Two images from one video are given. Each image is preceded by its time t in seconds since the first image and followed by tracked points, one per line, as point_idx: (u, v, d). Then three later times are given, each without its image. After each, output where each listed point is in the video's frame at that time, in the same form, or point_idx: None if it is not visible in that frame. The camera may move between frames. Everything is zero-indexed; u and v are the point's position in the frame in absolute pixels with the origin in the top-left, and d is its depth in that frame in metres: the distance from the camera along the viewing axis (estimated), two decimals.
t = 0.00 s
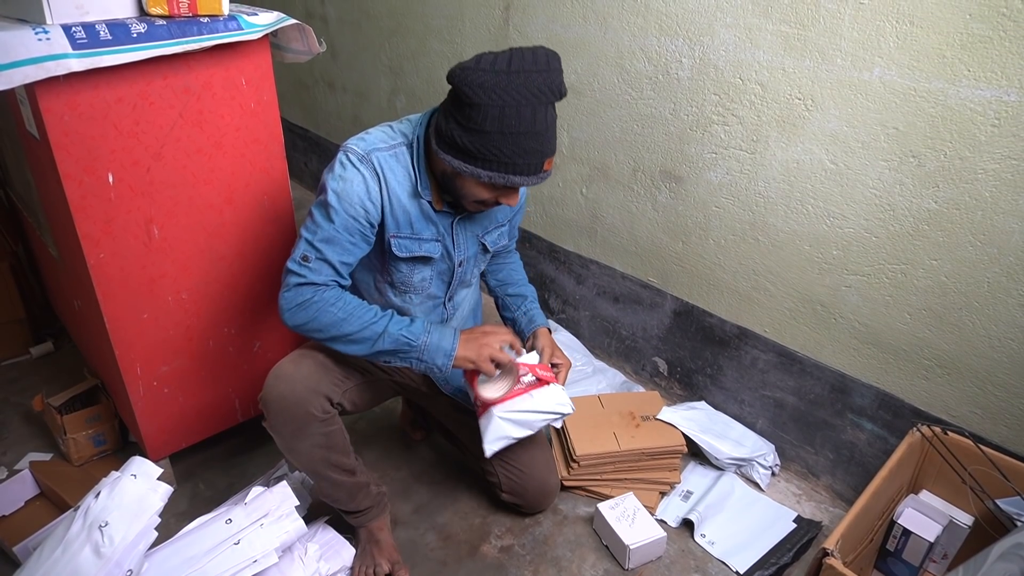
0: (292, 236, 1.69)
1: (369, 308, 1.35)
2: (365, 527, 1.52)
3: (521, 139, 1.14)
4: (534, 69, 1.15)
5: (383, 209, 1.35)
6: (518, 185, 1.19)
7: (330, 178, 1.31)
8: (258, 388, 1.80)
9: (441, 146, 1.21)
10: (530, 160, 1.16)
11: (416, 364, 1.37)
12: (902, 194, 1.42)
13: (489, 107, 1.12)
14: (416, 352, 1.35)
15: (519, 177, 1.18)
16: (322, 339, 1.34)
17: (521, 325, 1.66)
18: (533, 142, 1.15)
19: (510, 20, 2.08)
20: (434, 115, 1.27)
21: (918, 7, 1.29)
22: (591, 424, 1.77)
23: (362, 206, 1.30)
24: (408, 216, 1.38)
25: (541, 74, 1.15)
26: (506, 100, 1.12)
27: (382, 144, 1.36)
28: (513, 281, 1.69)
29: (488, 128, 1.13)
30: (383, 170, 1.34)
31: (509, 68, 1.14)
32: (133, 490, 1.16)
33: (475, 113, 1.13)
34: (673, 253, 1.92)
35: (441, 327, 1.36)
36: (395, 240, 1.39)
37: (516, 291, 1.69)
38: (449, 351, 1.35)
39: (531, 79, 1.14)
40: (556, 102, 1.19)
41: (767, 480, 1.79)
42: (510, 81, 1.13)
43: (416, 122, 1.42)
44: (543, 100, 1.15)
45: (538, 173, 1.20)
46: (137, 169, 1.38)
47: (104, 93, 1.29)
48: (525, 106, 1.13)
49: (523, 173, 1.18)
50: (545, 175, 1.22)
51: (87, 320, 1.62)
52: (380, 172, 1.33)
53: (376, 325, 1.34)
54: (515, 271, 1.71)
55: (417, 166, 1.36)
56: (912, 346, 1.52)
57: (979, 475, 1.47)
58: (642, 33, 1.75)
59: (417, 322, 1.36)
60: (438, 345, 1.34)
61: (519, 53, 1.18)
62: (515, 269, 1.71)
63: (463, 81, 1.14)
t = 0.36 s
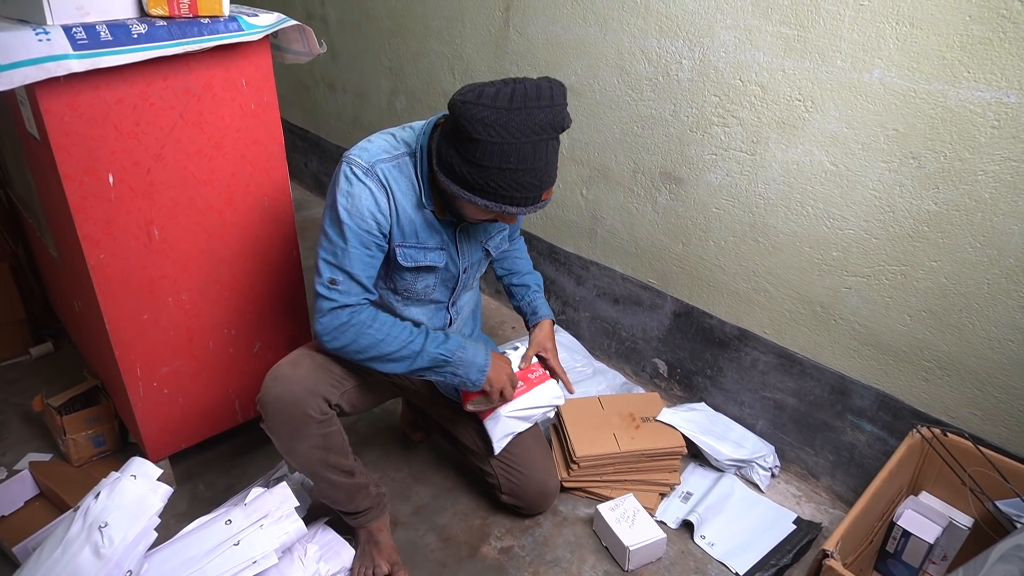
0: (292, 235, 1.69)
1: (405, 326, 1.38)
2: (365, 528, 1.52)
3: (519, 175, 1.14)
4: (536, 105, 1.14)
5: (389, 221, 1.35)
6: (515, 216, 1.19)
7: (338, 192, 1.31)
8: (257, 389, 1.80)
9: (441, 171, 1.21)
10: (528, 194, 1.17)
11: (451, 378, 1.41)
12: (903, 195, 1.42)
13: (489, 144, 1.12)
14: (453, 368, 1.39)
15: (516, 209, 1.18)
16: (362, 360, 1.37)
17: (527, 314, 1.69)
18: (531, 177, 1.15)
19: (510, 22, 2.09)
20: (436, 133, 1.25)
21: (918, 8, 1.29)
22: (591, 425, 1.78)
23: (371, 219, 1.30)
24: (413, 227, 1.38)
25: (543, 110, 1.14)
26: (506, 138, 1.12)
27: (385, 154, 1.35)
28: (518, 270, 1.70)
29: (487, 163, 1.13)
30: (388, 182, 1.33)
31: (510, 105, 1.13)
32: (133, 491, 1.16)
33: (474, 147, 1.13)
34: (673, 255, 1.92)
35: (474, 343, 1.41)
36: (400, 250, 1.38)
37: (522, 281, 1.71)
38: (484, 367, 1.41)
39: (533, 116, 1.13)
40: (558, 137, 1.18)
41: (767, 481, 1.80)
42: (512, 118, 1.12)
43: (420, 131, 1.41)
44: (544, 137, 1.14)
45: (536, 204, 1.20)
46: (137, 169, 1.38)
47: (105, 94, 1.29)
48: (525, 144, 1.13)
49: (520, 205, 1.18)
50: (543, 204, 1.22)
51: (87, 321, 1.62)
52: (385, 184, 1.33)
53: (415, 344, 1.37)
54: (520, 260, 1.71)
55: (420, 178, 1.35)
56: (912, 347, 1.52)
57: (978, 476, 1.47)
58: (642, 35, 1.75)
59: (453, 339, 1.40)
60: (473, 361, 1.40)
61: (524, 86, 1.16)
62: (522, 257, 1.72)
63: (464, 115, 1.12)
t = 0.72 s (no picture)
0: (293, 234, 1.69)
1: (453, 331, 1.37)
2: (365, 528, 1.52)
3: (521, 180, 1.14)
4: (539, 112, 1.14)
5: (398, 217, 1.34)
6: (515, 220, 1.19)
7: (352, 190, 1.30)
8: (257, 388, 1.80)
9: (443, 175, 1.21)
10: (529, 199, 1.17)
11: (495, 387, 1.43)
12: (903, 195, 1.42)
13: (491, 149, 1.12)
14: (502, 376, 1.41)
15: (517, 214, 1.19)
16: (411, 365, 1.35)
17: (558, 326, 1.62)
18: (533, 183, 1.15)
19: (511, 21, 2.09)
20: (438, 136, 1.26)
21: (919, 7, 1.29)
22: (591, 425, 1.77)
23: (388, 214, 1.30)
24: (420, 224, 1.38)
25: (547, 117, 1.14)
26: (509, 144, 1.12)
27: (389, 152, 1.35)
28: (552, 285, 1.66)
29: (489, 169, 1.13)
30: (396, 179, 1.33)
31: (514, 111, 1.13)
32: (133, 490, 1.16)
33: (476, 152, 1.13)
34: (674, 254, 1.92)
35: (519, 352, 1.44)
36: (411, 246, 1.38)
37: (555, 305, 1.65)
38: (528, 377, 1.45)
39: (536, 123, 1.13)
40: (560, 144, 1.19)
41: (768, 481, 1.79)
42: (516, 125, 1.12)
43: (420, 129, 1.41)
44: (547, 144, 1.14)
45: (536, 209, 1.20)
46: (138, 169, 1.38)
47: (105, 94, 1.29)
48: (528, 150, 1.13)
49: (521, 210, 1.18)
50: (543, 209, 1.22)
51: (88, 320, 1.62)
52: (395, 180, 1.33)
53: (466, 351, 1.37)
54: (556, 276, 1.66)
55: (422, 174, 1.35)
56: (912, 347, 1.51)
57: (979, 476, 1.47)
58: (643, 34, 1.75)
59: (500, 346, 1.42)
60: (520, 370, 1.43)
61: (528, 93, 1.17)
62: (556, 269, 1.67)
63: (467, 120, 1.12)
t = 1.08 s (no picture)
0: (294, 234, 1.69)
1: (415, 348, 1.37)
2: (367, 527, 1.52)
3: (521, 183, 1.14)
4: (541, 114, 1.15)
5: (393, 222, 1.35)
6: (514, 224, 1.19)
7: (345, 191, 1.31)
8: (258, 389, 1.80)
9: (443, 177, 1.21)
10: (529, 203, 1.16)
11: (450, 412, 1.42)
12: (903, 193, 1.42)
13: (491, 150, 1.12)
14: (456, 402, 1.40)
15: (516, 218, 1.18)
16: (365, 373, 1.34)
17: (546, 332, 1.66)
18: (533, 186, 1.15)
19: (510, 20, 2.09)
20: (440, 140, 1.26)
21: (919, 4, 1.29)
22: (592, 423, 1.77)
23: (378, 220, 1.30)
24: (416, 229, 1.38)
25: (548, 120, 1.15)
26: (509, 145, 1.12)
27: (388, 156, 1.35)
28: (553, 288, 1.69)
29: (489, 170, 1.13)
30: (392, 184, 1.33)
31: (515, 113, 1.13)
32: (135, 491, 1.16)
33: (476, 153, 1.13)
34: (674, 253, 1.92)
35: (479, 378, 1.42)
36: (404, 252, 1.39)
37: (550, 306, 1.68)
38: (484, 406, 1.42)
39: (536, 125, 1.14)
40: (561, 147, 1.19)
41: (769, 479, 1.79)
42: (516, 127, 1.12)
43: (422, 132, 1.41)
44: (547, 146, 1.14)
45: (536, 214, 1.20)
46: (138, 170, 1.38)
47: (105, 94, 1.29)
48: (528, 152, 1.13)
49: (521, 214, 1.18)
50: (543, 214, 1.22)
51: (89, 321, 1.62)
52: (391, 185, 1.33)
53: (421, 370, 1.36)
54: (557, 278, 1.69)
55: (421, 180, 1.35)
56: (913, 344, 1.51)
57: (980, 473, 1.47)
58: (642, 33, 1.75)
59: (457, 370, 1.41)
60: (477, 397, 1.41)
61: (530, 96, 1.17)
62: (559, 273, 1.70)
63: (468, 121, 1.13)
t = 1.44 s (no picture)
0: (294, 234, 1.69)
1: (399, 328, 1.36)
2: (368, 526, 1.52)
3: (514, 176, 1.14)
4: (532, 107, 1.14)
5: (389, 219, 1.35)
6: (510, 216, 1.19)
7: (338, 188, 1.31)
8: (259, 388, 1.80)
9: (438, 172, 1.21)
10: (523, 194, 1.16)
11: (446, 386, 1.39)
12: (904, 190, 1.42)
13: (483, 145, 1.12)
14: (447, 374, 1.37)
15: (511, 210, 1.18)
16: (348, 359, 1.34)
17: (520, 313, 1.69)
18: (527, 178, 1.15)
19: (511, 19, 2.08)
20: (433, 134, 1.26)
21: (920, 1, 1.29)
22: (592, 422, 1.78)
23: (370, 217, 1.30)
24: (413, 226, 1.38)
25: (539, 112, 1.14)
26: (501, 139, 1.12)
27: (384, 154, 1.35)
28: (518, 269, 1.71)
29: (482, 164, 1.13)
30: (387, 181, 1.33)
31: (506, 106, 1.13)
32: (136, 489, 1.16)
33: (468, 148, 1.13)
34: (675, 251, 1.92)
35: (471, 347, 1.39)
36: (401, 250, 1.39)
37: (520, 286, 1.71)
38: (479, 373, 1.39)
39: (528, 117, 1.13)
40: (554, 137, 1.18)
41: (770, 477, 1.79)
42: (507, 120, 1.12)
43: (417, 129, 1.41)
44: (539, 138, 1.14)
45: (532, 205, 1.20)
46: (138, 169, 1.38)
47: (105, 94, 1.29)
48: (520, 145, 1.13)
49: (516, 206, 1.18)
50: (539, 205, 1.22)
51: (90, 321, 1.63)
52: (385, 183, 1.33)
53: (406, 347, 1.34)
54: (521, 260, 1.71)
55: (419, 178, 1.35)
56: (914, 342, 1.51)
57: (980, 471, 1.47)
58: (643, 31, 1.75)
59: (447, 342, 1.38)
60: (470, 366, 1.37)
61: (520, 88, 1.17)
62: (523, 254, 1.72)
63: (459, 116, 1.12)
